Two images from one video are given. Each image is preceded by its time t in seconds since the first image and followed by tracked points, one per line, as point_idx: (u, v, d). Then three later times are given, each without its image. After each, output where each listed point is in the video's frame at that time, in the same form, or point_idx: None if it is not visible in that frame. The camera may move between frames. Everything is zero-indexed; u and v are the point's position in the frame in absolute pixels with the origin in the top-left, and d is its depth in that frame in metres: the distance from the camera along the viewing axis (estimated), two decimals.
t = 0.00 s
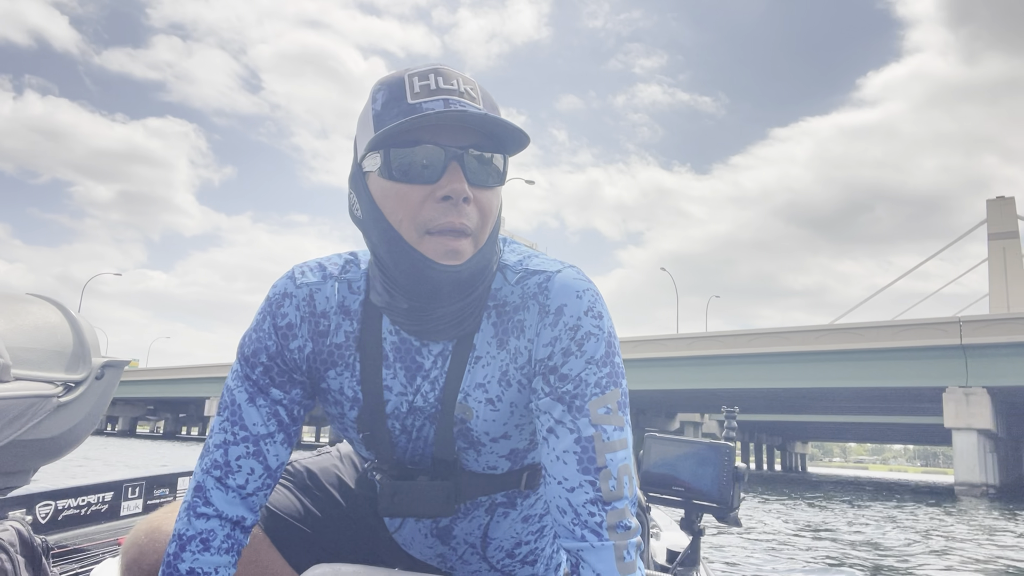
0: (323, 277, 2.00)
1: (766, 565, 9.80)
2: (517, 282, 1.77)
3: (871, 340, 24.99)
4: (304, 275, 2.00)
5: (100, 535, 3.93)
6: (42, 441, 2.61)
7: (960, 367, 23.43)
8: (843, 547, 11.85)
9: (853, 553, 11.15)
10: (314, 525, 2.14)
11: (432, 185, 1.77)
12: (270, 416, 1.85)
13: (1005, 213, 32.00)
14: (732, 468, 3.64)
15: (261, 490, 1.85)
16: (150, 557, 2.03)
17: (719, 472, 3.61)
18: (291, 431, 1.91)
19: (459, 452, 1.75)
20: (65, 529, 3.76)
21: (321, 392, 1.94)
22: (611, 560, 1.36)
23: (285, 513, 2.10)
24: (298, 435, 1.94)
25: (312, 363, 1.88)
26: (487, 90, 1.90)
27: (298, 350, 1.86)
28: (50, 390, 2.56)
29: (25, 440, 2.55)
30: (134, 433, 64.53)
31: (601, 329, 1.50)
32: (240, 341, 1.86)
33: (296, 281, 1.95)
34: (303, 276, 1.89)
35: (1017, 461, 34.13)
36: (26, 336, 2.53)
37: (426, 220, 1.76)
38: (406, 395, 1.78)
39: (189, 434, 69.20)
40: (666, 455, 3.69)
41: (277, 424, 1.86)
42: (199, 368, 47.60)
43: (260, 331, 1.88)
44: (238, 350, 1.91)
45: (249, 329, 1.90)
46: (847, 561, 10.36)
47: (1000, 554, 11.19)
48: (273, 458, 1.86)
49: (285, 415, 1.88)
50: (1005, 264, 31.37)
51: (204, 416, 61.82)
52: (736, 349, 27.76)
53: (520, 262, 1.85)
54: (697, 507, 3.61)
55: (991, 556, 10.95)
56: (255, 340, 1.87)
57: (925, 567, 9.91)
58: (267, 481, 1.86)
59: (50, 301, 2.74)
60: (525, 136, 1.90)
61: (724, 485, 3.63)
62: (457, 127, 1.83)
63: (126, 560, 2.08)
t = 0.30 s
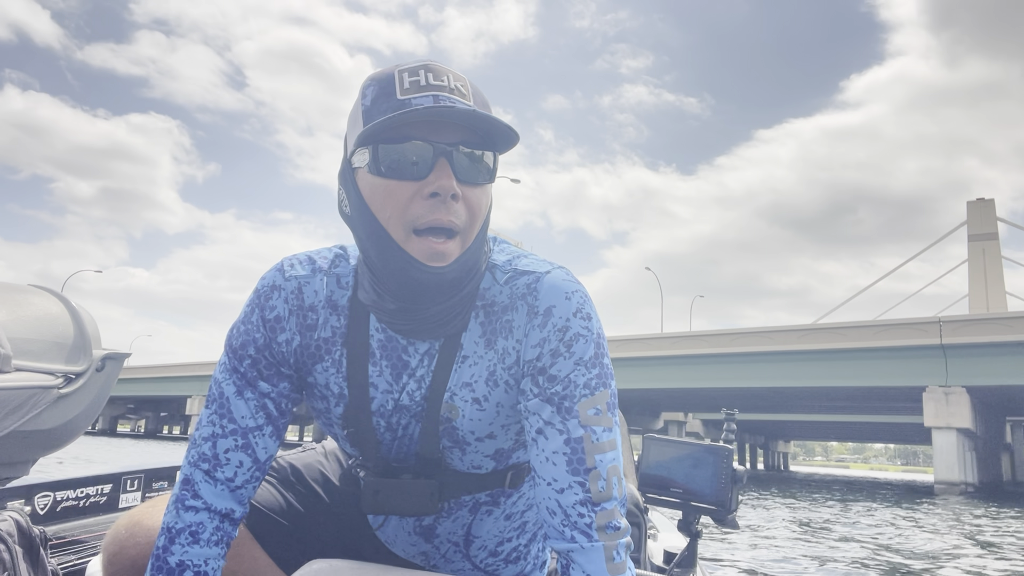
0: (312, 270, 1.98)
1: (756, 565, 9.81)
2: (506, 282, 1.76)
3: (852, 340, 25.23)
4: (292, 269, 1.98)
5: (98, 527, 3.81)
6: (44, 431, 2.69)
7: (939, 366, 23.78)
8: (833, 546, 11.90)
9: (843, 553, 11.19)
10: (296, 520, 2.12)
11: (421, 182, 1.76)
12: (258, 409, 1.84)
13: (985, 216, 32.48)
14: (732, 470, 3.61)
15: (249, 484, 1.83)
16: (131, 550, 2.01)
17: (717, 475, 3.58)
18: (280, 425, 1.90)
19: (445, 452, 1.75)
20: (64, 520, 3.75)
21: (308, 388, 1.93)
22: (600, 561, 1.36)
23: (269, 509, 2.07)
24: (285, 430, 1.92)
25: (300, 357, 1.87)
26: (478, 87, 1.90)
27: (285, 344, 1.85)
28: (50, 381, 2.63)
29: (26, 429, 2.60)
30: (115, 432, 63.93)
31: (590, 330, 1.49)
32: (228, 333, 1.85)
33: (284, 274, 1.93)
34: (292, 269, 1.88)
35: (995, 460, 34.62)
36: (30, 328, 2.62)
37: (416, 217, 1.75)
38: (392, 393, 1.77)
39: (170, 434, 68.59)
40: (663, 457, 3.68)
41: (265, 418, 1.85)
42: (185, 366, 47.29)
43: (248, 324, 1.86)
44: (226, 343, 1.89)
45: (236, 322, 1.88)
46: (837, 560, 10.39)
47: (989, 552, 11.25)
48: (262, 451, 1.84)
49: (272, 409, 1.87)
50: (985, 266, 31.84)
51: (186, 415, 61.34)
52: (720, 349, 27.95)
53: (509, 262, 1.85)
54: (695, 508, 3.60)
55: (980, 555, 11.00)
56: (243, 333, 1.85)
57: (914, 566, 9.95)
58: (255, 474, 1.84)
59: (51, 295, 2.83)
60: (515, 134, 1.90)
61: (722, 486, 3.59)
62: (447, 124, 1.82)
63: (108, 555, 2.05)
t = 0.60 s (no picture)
0: (311, 272, 1.97)
1: (750, 565, 9.74)
2: (509, 283, 1.75)
3: (835, 340, 25.46)
4: (292, 270, 1.96)
5: (96, 529, 3.77)
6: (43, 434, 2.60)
7: (920, 366, 24.06)
8: (825, 546, 11.88)
9: (835, 552, 11.16)
10: (288, 524, 2.11)
11: (426, 183, 1.76)
12: (256, 411, 1.82)
13: (965, 217, 32.90)
14: (731, 472, 3.52)
15: (247, 486, 1.82)
16: (124, 558, 1.99)
17: (717, 477, 3.49)
18: (277, 427, 1.88)
19: (445, 453, 1.74)
20: (64, 523, 3.70)
21: (307, 390, 1.91)
22: (602, 562, 1.35)
23: (262, 513, 2.08)
24: (284, 432, 1.91)
25: (299, 359, 1.85)
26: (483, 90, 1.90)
27: (285, 345, 1.83)
28: (49, 383, 2.56)
29: (24, 433, 2.53)
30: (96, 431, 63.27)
31: (594, 331, 1.49)
32: (226, 334, 1.83)
33: (284, 275, 1.92)
34: (291, 271, 1.86)
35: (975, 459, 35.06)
36: (30, 329, 2.54)
37: (420, 219, 1.75)
38: (393, 395, 1.76)
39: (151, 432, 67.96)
40: (660, 460, 3.59)
41: (263, 420, 1.83)
42: (167, 364, 46.94)
43: (246, 326, 1.84)
44: (224, 344, 1.87)
45: (235, 324, 1.86)
46: (829, 560, 10.35)
47: (980, 552, 11.25)
48: (260, 453, 1.82)
49: (271, 411, 1.86)
50: (965, 267, 32.24)
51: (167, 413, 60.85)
52: (706, 348, 28.08)
53: (512, 264, 1.84)
54: (694, 511, 3.50)
55: (970, 555, 11.01)
56: (241, 335, 1.84)
57: (907, 565, 9.94)
58: (253, 477, 1.82)
59: (50, 294, 2.74)
60: (521, 135, 1.90)
61: (722, 490, 3.49)
62: (451, 126, 1.82)
63: (101, 561, 2.03)
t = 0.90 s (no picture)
0: (317, 275, 1.96)
1: (743, 562, 9.76)
2: (516, 282, 1.75)
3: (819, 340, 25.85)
4: (298, 274, 1.96)
5: (100, 538, 3.77)
6: (44, 442, 2.59)
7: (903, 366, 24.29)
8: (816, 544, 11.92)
9: (826, 551, 11.19)
10: (298, 526, 2.11)
11: (430, 185, 1.75)
12: (264, 416, 1.81)
13: (947, 219, 33.28)
14: (732, 467, 3.64)
15: (256, 491, 1.81)
16: (139, 565, 1.99)
17: (719, 472, 3.60)
18: (286, 431, 1.88)
19: (454, 455, 1.73)
20: (65, 530, 3.66)
21: (314, 392, 1.91)
22: (611, 562, 1.35)
23: (273, 516, 2.07)
24: (291, 435, 1.90)
25: (306, 362, 1.85)
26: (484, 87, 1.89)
27: (292, 349, 1.83)
28: (51, 391, 2.53)
29: (28, 441, 2.53)
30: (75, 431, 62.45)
31: (602, 329, 1.49)
32: (234, 340, 1.83)
33: (290, 279, 1.92)
34: (298, 276, 1.86)
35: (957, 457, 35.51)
36: (27, 339, 2.51)
37: (423, 222, 1.74)
38: (401, 397, 1.76)
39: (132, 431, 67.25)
40: (664, 456, 3.71)
41: (271, 424, 1.82)
42: (149, 363, 46.47)
43: (254, 330, 1.85)
44: (231, 350, 1.87)
45: (242, 328, 1.86)
46: (821, 558, 10.39)
47: (969, 552, 11.33)
48: (268, 458, 1.82)
49: (279, 416, 1.85)
50: (947, 269, 32.60)
51: (149, 412, 60.22)
52: (693, 349, 28.17)
53: (519, 263, 1.84)
54: (697, 507, 3.62)
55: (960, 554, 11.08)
56: (249, 339, 1.83)
57: (898, 564, 9.99)
58: (262, 482, 1.81)
59: (49, 303, 2.71)
60: (524, 134, 1.89)
61: (724, 485, 3.60)
62: (452, 126, 1.81)
63: (113, 567, 2.03)
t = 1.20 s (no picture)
0: (312, 272, 1.96)
1: (736, 562, 9.78)
2: (508, 282, 1.76)
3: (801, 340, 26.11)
4: (292, 271, 1.96)
5: (99, 536, 3.74)
6: (44, 440, 2.50)
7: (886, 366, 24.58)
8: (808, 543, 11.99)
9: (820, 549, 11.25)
10: (297, 524, 2.10)
11: (410, 185, 1.75)
12: (259, 413, 1.82)
13: (930, 220, 33.69)
14: (733, 467, 3.57)
15: (252, 488, 1.81)
16: (137, 562, 1.98)
17: (718, 473, 3.53)
18: (281, 428, 1.88)
19: (448, 454, 1.74)
20: (65, 527, 3.62)
21: (308, 390, 1.91)
22: (606, 561, 1.36)
23: (273, 514, 2.06)
24: (287, 432, 1.90)
25: (300, 360, 1.85)
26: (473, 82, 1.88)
27: (286, 347, 1.84)
28: (50, 388, 2.46)
29: (25, 439, 2.44)
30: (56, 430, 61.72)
31: (592, 330, 1.50)
32: (228, 337, 1.83)
33: (284, 277, 1.92)
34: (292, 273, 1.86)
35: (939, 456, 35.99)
36: (29, 336, 2.43)
37: (406, 221, 1.74)
38: (393, 395, 1.76)
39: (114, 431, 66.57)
40: (664, 455, 3.66)
41: (267, 421, 1.83)
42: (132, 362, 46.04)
43: (248, 327, 1.85)
44: (225, 347, 1.87)
45: (236, 327, 1.86)
46: (814, 557, 10.44)
47: (960, 551, 11.42)
48: (263, 455, 1.82)
49: (274, 413, 1.85)
50: (930, 269, 33.00)
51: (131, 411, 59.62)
52: (679, 348, 28.27)
53: (511, 261, 1.84)
54: (696, 506, 3.59)
55: (951, 553, 11.17)
56: (243, 337, 1.84)
57: (891, 563, 10.04)
58: (257, 479, 1.81)
59: (50, 298, 2.65)
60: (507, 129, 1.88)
61: (724, 485, 3.56)
62: (437, 125, 1.81)
63: (111, 565, 2.02)
